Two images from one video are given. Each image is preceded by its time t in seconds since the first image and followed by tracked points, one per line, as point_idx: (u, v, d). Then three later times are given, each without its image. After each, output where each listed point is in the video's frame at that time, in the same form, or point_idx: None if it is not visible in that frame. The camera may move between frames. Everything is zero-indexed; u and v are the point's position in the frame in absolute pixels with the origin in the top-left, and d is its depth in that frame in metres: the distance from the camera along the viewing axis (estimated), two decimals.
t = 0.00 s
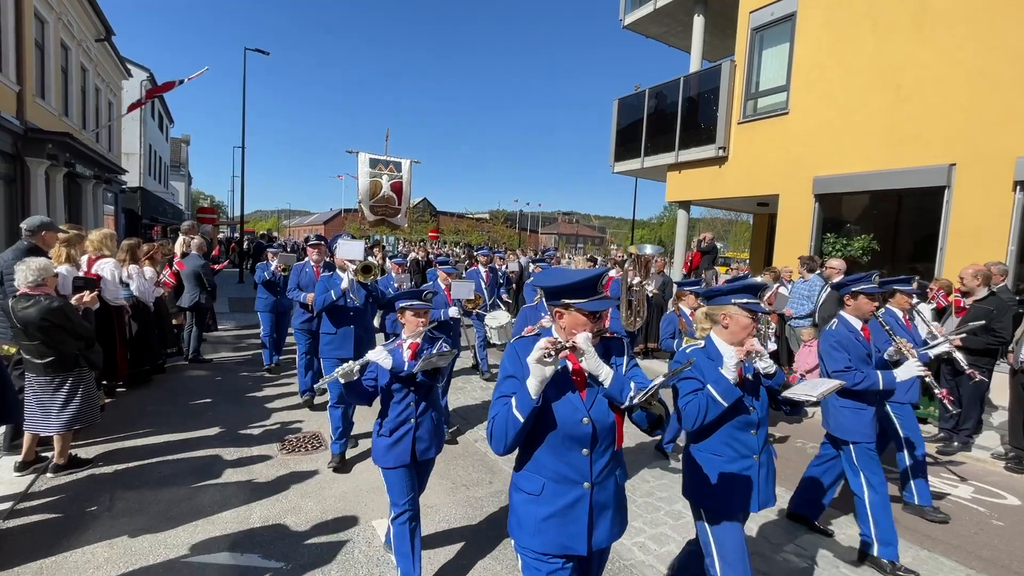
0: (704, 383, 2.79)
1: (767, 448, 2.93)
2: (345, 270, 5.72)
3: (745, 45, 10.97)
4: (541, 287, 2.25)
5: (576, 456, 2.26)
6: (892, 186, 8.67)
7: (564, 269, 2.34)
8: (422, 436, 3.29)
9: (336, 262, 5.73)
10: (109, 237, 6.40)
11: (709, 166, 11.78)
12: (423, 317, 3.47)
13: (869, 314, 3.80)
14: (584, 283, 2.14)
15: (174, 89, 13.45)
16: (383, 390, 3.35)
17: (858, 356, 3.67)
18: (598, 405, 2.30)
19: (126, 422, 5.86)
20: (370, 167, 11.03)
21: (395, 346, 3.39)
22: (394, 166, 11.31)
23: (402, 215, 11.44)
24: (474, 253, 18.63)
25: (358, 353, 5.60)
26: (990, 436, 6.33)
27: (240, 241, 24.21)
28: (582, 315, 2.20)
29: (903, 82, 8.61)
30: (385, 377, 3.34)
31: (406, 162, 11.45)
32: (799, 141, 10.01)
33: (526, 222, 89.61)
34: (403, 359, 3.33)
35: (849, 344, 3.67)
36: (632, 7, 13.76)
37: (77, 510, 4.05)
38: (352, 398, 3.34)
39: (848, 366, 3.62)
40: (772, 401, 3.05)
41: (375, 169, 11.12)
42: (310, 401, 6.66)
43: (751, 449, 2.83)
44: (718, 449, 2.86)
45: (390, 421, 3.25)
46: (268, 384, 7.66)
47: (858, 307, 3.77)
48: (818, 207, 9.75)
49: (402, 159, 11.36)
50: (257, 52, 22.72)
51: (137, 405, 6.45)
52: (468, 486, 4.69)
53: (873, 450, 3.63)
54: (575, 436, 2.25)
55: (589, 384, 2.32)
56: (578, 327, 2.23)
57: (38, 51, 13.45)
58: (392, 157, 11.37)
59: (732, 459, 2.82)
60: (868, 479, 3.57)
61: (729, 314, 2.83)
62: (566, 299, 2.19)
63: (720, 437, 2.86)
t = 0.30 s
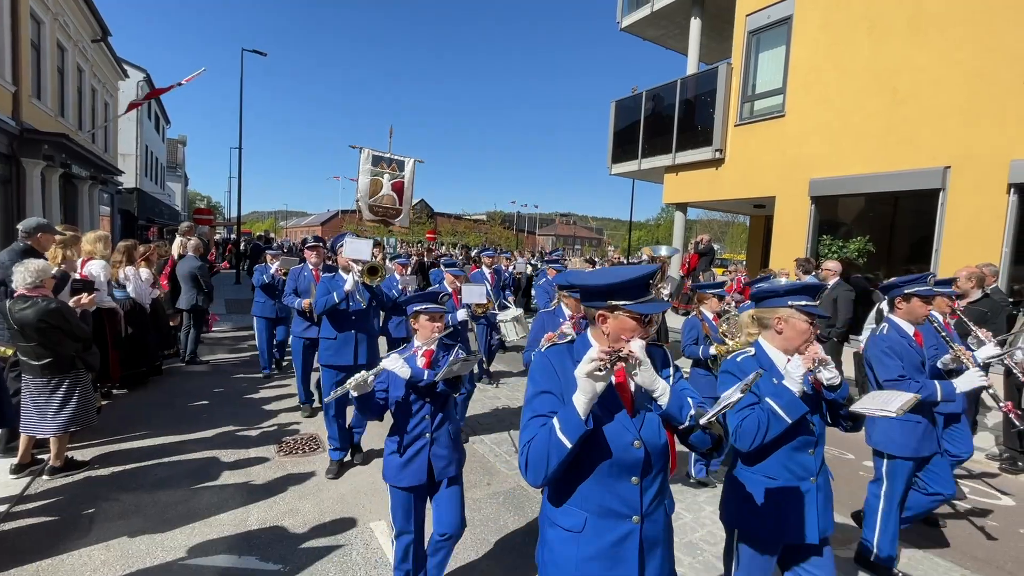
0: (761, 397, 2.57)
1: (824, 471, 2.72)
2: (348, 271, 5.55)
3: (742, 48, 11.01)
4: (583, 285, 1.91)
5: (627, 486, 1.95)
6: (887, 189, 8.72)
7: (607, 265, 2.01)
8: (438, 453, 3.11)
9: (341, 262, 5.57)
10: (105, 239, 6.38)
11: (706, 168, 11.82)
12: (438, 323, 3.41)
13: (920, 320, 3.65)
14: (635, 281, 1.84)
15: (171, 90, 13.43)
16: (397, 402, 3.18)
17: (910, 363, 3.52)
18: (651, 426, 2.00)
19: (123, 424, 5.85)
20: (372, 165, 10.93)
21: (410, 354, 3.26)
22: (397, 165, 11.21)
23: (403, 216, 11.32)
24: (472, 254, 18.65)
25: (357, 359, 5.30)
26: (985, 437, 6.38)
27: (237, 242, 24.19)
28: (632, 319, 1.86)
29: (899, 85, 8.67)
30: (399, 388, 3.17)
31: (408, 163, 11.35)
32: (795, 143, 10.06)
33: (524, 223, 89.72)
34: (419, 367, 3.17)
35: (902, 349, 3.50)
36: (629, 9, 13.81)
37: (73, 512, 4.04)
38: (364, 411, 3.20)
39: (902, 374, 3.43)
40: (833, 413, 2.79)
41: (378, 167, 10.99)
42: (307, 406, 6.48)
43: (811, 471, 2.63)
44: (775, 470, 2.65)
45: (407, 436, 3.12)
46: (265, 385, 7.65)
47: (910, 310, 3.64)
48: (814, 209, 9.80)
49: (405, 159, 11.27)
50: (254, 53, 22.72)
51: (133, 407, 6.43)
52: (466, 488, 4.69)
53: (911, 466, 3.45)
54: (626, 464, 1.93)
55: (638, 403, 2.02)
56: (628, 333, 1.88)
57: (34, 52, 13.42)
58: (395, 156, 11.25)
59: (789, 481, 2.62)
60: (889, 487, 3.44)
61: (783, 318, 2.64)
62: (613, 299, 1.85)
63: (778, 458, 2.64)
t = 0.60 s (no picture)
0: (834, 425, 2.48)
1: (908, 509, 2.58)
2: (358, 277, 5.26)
3: (738, 50, 11.07)
4: (661, 310, 1.82)
5: (709, 543, 1.83)
6: (883, 191, 8.77)
7: (680, 289, 1.93)
8: (468, 478, 2.92)
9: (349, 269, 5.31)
10: (101, 240, 6.34)
11: (703, 170, 11.85)
12: (467, 337, 3.21)
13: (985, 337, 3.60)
14: (714, 310, 1.76)
15: (168, 91, 13.39)
16: (422, 422, 2.99)
17: (977, 382, 3.41)
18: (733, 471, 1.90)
19: (120, 426, 5.83)
20: (378, 165, 9.94)
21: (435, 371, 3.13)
22: (403, 167, 10.28)
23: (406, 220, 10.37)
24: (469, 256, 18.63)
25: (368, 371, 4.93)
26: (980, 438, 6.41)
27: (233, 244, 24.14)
28: (717, 348, 1.80)
29: (894, 88, 8.72)
30: (426, 408, 3.00)
31: (415, 164, 10.45)
32: (792, 145, 10.11)
33: (521, 225, 89.71)
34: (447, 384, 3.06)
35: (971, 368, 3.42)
36: (626, 11, 13.84)
37: (70, 514, 4.02)
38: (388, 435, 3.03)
39: (971, 395, 3.32)
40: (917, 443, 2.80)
41: (384, 168, 10.01)
42: (303, 407, 6.44)
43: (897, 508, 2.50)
44: (857, 509, 2.51)
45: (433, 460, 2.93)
46: (262, 387, 7.63)
47: (975, 322, 3.62)
48: (810, 211, 9.84)
49: (412, 161, 10.35)
50: (251, 55, 22.75)
51: (130, 408, 6.41)
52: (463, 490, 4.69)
53: (960, 493, 3.36)
54: (712, 521, 1.80)
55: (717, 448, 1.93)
56: (709, 362, 1.81)
57: (30, 52, 13.36)
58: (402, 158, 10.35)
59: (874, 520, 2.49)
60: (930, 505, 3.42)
61: (857, 335, 2.56)
62: (694, 326, 1.78)
63: (860, 495, 2.51)
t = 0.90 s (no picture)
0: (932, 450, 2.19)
1: None
2: (369, 277, 4.96)
3: (735, 52, 11.11)
4: (762, 313, 1.58)
5: None
6: (879, 192, 8.82)
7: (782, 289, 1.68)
8: (500, 497, 2.80)
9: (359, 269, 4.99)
10: (97, 240, 6.31)
11: (700, 171, 11.89)
12: (499, 344, 3.02)
13: None
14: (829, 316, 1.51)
15: (166, 92, 13.38)
16: (448, 435, 2.85)
17: None
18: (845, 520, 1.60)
19: (116, 428, 5.81)
20: (382, 163, 10.00)
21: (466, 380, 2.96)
22: (408, 163, 10.36)
23: (416, 216, 10.43)
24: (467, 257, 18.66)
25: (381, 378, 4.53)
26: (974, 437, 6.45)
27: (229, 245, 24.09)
28: (835, 361, 1.54)
29: (891, 90, 8.76)
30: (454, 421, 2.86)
31: (420, 160, 10.53)
32: (788, 147, 10.15)
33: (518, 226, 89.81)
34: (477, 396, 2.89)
35: None
36: (624, 13, 13.88)
37: (66, 517, 4.00)
38: (409, 446, 2.81)
39: None
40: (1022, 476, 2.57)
41: (387, 165, 10.13)
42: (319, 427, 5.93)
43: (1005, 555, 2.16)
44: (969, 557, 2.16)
45: (464, 477, 2.80)
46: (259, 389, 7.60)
47: None
48: (807, 212, 9.87)
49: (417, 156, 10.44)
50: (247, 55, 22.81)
51: (126, 410, 6.39)
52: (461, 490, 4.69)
53: None
54: None
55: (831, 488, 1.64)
56: (823, 378, 1.55)
57: (26, 52, 13.32)
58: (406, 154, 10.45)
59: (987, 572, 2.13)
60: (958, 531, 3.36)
61: (952, 347, 2.28)
62: (806, 334, 1.53)
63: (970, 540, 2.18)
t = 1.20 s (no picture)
0: None
1: None
2: (374, 282, 4.49)
3: (732, 53, 11.14)
4: (911, 345, 1.26)
5: None
6: (875, 193, 8.85)
7: (923, 312, 1.36)
8: (532, 532, 2.54)
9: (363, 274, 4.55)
10: (93, 241, 6.26)
11: (697, 171, 11.91)
12: (530, 360, 2.70)
13: None
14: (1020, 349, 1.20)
15: (162, 92, 13.35)
16: (476, 460, 2.60)
17: None
18: None
19: (112, 429, 5.78)
20: (382, 162, 10.37)
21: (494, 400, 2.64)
22: (409, 164, 10.71)
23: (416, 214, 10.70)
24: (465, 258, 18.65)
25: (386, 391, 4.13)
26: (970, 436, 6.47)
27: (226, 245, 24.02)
28: (1014, 408, 1.23)
29: (890, 92, 8.79)
30: (479, 446, 2.57)
31: (421, 162, 10.92)
32: (785, 147, 10.18)
33: (516, 226, 89.79)
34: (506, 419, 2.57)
35: None
36: (621, 14, 13.90)
37: (60, 519, 3.97)
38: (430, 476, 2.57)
39: None
40: None
41: (389, 164, 10.48)
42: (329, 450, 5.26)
43: None
44: None
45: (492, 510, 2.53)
46: (255, 390, 7.57)
47: None
48: (803, 212, 9.90)
49: (418, 157, 10.82)
50: (243, 55, 22.84)
51: (122, 411, 6.35)
52: (459, 491, 4.68)
53: None
54: None
55: None
56: (998, 430, 1.23)
57: (21, 52, 13.25)
58: (408, 155, 10.83)
59: None
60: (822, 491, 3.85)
61: None
62: (979, 374, 1.21)
63: None
